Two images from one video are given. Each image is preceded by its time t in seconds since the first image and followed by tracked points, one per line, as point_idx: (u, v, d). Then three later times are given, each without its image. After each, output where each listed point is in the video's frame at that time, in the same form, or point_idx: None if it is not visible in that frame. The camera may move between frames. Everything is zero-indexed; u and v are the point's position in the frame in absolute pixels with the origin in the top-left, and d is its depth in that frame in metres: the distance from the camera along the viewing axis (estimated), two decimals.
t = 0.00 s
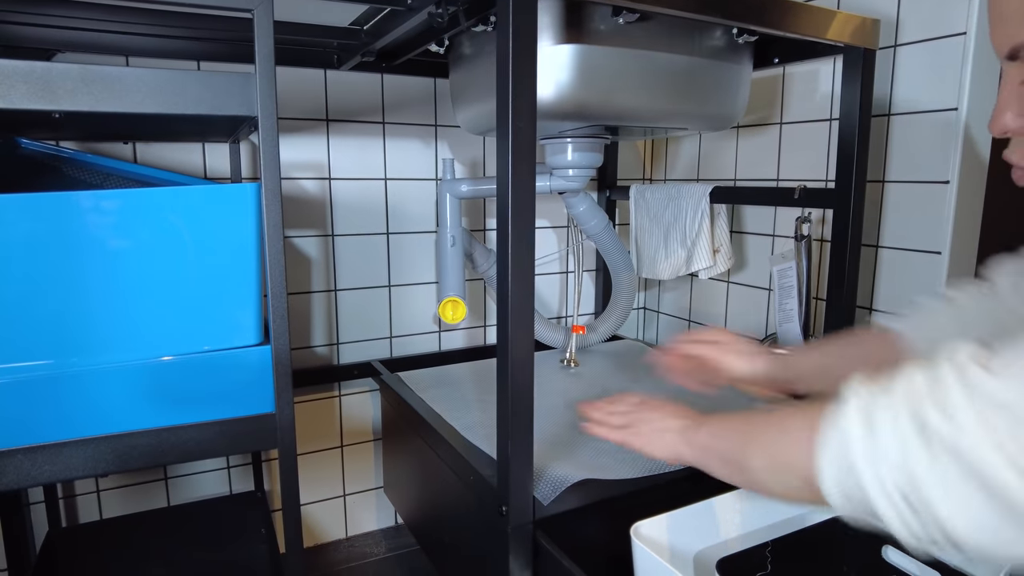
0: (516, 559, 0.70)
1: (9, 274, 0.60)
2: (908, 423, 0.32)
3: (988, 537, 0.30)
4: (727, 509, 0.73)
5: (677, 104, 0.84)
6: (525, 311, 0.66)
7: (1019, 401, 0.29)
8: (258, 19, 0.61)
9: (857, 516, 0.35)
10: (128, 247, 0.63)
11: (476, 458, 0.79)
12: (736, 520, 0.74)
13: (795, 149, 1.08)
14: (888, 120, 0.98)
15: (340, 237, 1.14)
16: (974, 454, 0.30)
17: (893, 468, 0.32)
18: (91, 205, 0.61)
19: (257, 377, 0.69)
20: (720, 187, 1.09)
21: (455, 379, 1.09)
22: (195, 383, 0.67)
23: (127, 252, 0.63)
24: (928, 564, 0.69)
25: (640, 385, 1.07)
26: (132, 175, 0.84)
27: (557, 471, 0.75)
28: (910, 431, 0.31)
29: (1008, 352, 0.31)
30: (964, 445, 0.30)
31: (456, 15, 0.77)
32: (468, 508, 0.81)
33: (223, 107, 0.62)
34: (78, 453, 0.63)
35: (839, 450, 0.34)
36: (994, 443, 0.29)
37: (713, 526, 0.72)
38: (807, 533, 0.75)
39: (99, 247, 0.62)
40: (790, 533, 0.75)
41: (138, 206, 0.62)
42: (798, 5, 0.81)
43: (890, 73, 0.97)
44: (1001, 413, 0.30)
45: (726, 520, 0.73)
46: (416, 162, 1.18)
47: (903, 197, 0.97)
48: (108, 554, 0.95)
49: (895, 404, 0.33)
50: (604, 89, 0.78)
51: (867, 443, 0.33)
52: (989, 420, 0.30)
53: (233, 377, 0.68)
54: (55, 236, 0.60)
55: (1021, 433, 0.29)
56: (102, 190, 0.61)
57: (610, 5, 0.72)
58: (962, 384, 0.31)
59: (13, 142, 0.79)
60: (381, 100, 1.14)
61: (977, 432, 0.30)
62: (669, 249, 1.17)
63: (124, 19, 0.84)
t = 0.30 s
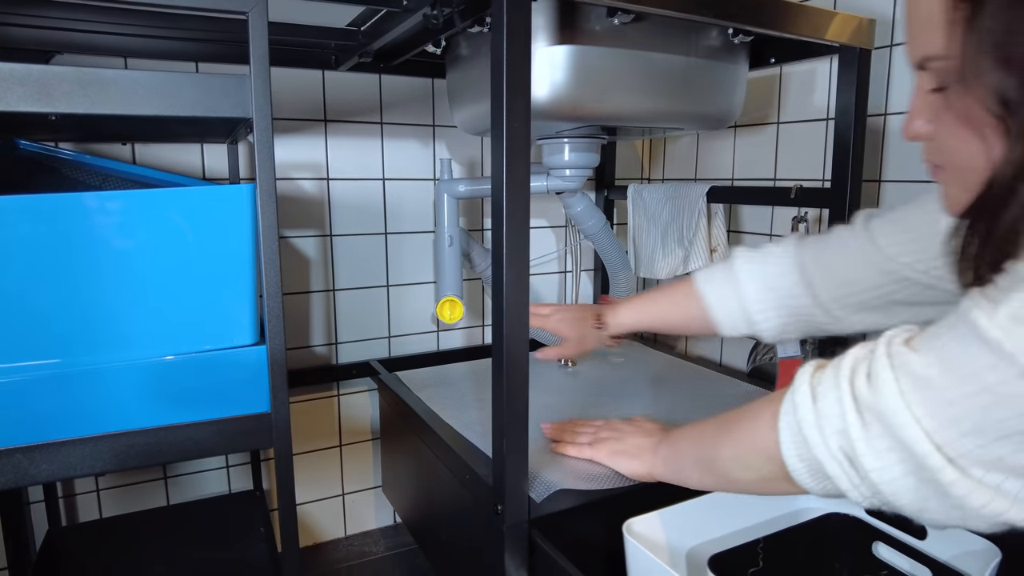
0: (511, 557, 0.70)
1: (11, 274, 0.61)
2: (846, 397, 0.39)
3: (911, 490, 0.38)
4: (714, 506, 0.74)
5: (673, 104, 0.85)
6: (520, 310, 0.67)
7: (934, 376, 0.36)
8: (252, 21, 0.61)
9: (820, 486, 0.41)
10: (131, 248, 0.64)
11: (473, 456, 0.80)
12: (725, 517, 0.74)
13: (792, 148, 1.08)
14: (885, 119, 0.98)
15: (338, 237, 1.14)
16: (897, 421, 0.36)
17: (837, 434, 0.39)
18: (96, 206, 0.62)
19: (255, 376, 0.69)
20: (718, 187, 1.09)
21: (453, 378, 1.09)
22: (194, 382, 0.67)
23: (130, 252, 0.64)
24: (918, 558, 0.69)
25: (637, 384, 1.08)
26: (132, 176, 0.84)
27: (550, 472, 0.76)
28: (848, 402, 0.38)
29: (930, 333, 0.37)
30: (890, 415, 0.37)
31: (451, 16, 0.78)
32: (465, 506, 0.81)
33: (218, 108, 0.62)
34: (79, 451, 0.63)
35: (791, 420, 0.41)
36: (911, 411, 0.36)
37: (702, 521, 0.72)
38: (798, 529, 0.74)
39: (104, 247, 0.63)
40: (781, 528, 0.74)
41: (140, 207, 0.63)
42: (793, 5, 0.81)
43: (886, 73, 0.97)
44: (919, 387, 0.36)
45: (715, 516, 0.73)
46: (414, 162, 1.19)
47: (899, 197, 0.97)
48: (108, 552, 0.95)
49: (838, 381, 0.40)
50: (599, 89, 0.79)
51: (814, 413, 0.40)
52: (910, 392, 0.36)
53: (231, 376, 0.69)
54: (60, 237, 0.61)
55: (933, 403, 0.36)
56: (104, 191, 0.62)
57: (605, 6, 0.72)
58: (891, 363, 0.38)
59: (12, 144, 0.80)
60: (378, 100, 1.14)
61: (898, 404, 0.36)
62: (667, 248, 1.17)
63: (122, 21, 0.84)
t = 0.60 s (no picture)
0: (505, 558, 0.70)
1: (9, 273, 0.61)
2: (826, 385, 0.43)
3: (892, 466, 0.41)
4: (703, 501, 0.73)
5: (669, 103, 0.84)
6: (513, 310, 0.67)
7: (902, 356, 0.39)
8: (244, 20, 0.61)
9: (812, 470, 0.46)
10: (129, 247, 0.64)
11: (467, 455, 0.80)
12: (714, 511, 0.73)
13: (789, 146, 1.07)
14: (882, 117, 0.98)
15: (335, 236, 1.14)
16: (870, 401, 0.40)
17: (821, 421, 0.43)
18: (95, 205, 0.62)
19: (248, 376, 0.69)
20: (714, 185, 1.08)
21: (449, 378, 1.09)
22: (187, 382, 0.67)
23: (127, 252, 0.64)
24: (903, 553, 0.69)
25: (634, 382, 1.08)
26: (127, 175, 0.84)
27: (543, 473, 0.77)
28: (827, 390, 0.43)
29: (899, 317, 0.41)
30: (865, 397, 0.40)
31: (445, 15, 0.78)
32: (460, 506, 0.81)
33: (209, 107, 0.62)
34: (68, 451, 0.64)
35: (778, 415, 0.46)
36: (883, 390, 0.40)
37: (690, 515, 0.72)
38: (787, 525, 0.74)
39: (102, 247, 0.63)
40: (771, 525, 0.74)
41: (138, 206, 0.63)
42: (790, 2, 0.81)
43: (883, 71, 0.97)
44: (890, 367, 0.40)
45: (703, 510, 0.73)
46: (411, 162, 1.19)
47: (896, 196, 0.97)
48: (103, 552, 0.95)
49: (818, 372, 0.44)
50: (594, 87, 0.78)
51: (798, 406, 0.44)
52: (882, 372, 0.40)
53: (224, 375, 0.68)
54: (59, 236, 0.61)
55: (903, 381, 0.39)
56: (105, 190, 0.62)
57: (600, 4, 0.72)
58: (865, 348, 0.41)
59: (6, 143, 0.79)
60: (374, 100, 1.14)
61: (871, 384, 0.40)
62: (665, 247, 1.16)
63: (118, 20, 0.84)
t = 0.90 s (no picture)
0: (504, 557, 0.70)
1: (9, 273, 0.61)
2: (825, 384, 0.43)
3: (893, 463, 0.41)
4: (697, 496, 0.73)
5: (668, 102, 0.84)
6: (512, 309, 0.67)
7: (901, 353, 0.39)
8: (241, 19, 0.61)
9: (812, 468, 0.46)
10: (129, 246, 0.64)
11: (466, 454, 0.80)
12: (708, 507, 0.73)
13: (789, 145, 1.07)
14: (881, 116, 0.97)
15: (334, 236, 1.14)
16: (870, 399, 0.40)
17: (821, 420, 0.43)
18: (97, 205, 0.62)
19: (247, 376, 0.69)
20: (714, 184, 1.08)
21: (449, 378, 1.09)
22: (186, 382, 0.67)
23: (128, 251, 0.64)
24: (895, 547, 0.69)
25: (634, 382, 1.07)
26: (126, 175, 0.84)
27: (543, 472, 0.77)
28: (827, 389, 0.42)
29: (897, 314, 0.41)
30: (864, 395, 0.40)
31: (444, 14, 0.78)
32: (460, 505, 0.81)
33: (206, 107, 0.62)
34: (66, 451, 0.64)
35: (778, 415, 0.46)
36: (882, 388, 0.39)
37: (685, 511, 0.72)
38: (782, 521, 0.74)
39: (104, 247, 0.63)
40: (764, 520, 0.74)
41: (138, 206, 0.63)
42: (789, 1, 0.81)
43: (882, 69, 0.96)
44: (889, 363, 0.39)
45: (698, 506, 0.73)
46: (410, 161, 1.19)
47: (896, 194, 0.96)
48: (102, 552, 0.95)
49: (816, 371, 0.44)
50: (594, 86, 0.78)
51: (798, 405, 0.44)
52: (882, 369, 0.40)
53: (223, 374, 0.68)
54: (60, 235, 0.61)
55: (903, 376, 0.39)
56: (106, 190, 0.62)
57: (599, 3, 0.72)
58: (863, 345, 0.41)
59: (5, 143, 0.79)
60: (374, 99, 1.14)
61: (870, 382, 0.40)
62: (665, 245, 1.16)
63: (116, 20, 0.84)
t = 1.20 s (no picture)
0: (501, 555, 0.70)
1: (7, 270, 0.61)
2: (817, 385, 0.42)
3: (889, 463, 0.41)
4: (693, 495, 0.73)
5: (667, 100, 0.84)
6: (509, 308, 0.67)
7: (893, 348, 0.39)
8: (236, 17, 0.61)
9: (808, 472, 0.46)
10: (128, 245, 0.64)
11: (463, 453, 0.80)
12: (705, 505, 0.73)
13: (788, 142, 1.07)
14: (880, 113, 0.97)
15: (333, 234, 1.14)
16: (863, 397, 0.40)
17: (814, 422, 0.43)
18: (96, 203, 0.62)
19: (244, 375, 0.69)
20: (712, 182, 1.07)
21: (447, 377, 1.08)
22: (183, 381, 0.67)
23: (127, 249, 0.64)
24: (893, 544, 0.69)
25: (633, 380, 1.07)
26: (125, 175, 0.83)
27: (540, 471, 0.77)
28: (819, 389, 0.42)
29: (887, 310, 0.40)
30: (857, 393, 0.40)
31: (440, 12, 0.77)
32: (457, 504, 0.81)
33: (201, 105, 0.62)
34: (61, 450, 0.63)
35: (771, 417, 0.45)
36: (876, 385, 0.39)
37: (682, 510, 0.72)
38: (779, 518, 0.74)
39: (103, 245, 0.63)
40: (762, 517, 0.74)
41: (137, 204, 0.63)
42: None
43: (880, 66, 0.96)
44: (882, 360, 0.39)
45: (695, 505, 0.73)
46: (408, 159, 1.18)
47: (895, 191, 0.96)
48: (100, 551, 0.95)
49: (808, 372, 0.43)
50: (591, 83, 0.78)
51: (791, 407, 0.44)
52: (874, 367, 0.40)
53: (219, 373, 0.68)
54: (60, 232, 0.61)
55: (897, 372, 0.39)
56: (106, 189, 0.62)
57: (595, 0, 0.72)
58: (854, 344, 0.41)
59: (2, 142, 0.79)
60: (372, 97, 1.14)
61: (863, 380, 0.40)
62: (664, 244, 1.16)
63: (112, 19, 0.84)
